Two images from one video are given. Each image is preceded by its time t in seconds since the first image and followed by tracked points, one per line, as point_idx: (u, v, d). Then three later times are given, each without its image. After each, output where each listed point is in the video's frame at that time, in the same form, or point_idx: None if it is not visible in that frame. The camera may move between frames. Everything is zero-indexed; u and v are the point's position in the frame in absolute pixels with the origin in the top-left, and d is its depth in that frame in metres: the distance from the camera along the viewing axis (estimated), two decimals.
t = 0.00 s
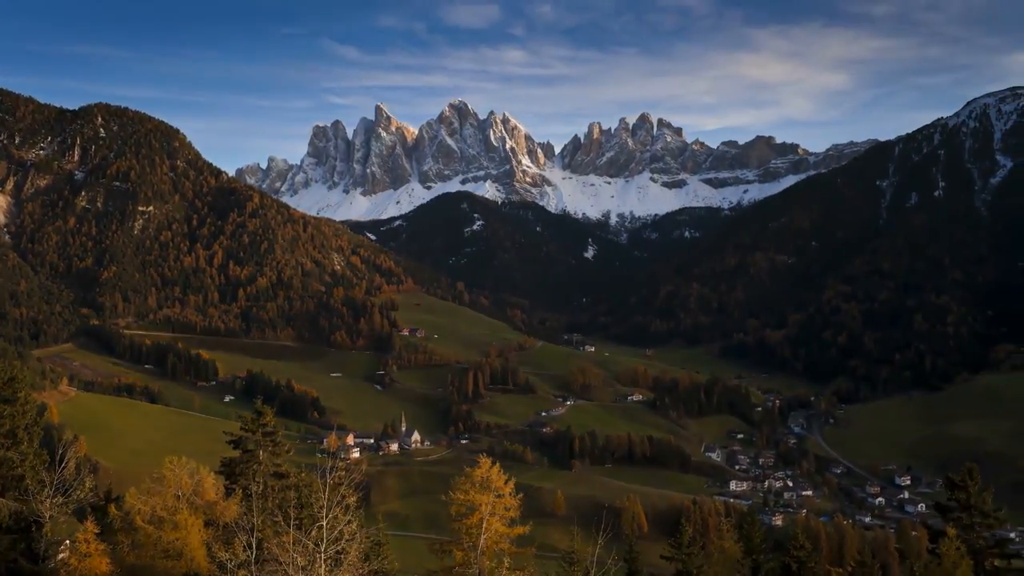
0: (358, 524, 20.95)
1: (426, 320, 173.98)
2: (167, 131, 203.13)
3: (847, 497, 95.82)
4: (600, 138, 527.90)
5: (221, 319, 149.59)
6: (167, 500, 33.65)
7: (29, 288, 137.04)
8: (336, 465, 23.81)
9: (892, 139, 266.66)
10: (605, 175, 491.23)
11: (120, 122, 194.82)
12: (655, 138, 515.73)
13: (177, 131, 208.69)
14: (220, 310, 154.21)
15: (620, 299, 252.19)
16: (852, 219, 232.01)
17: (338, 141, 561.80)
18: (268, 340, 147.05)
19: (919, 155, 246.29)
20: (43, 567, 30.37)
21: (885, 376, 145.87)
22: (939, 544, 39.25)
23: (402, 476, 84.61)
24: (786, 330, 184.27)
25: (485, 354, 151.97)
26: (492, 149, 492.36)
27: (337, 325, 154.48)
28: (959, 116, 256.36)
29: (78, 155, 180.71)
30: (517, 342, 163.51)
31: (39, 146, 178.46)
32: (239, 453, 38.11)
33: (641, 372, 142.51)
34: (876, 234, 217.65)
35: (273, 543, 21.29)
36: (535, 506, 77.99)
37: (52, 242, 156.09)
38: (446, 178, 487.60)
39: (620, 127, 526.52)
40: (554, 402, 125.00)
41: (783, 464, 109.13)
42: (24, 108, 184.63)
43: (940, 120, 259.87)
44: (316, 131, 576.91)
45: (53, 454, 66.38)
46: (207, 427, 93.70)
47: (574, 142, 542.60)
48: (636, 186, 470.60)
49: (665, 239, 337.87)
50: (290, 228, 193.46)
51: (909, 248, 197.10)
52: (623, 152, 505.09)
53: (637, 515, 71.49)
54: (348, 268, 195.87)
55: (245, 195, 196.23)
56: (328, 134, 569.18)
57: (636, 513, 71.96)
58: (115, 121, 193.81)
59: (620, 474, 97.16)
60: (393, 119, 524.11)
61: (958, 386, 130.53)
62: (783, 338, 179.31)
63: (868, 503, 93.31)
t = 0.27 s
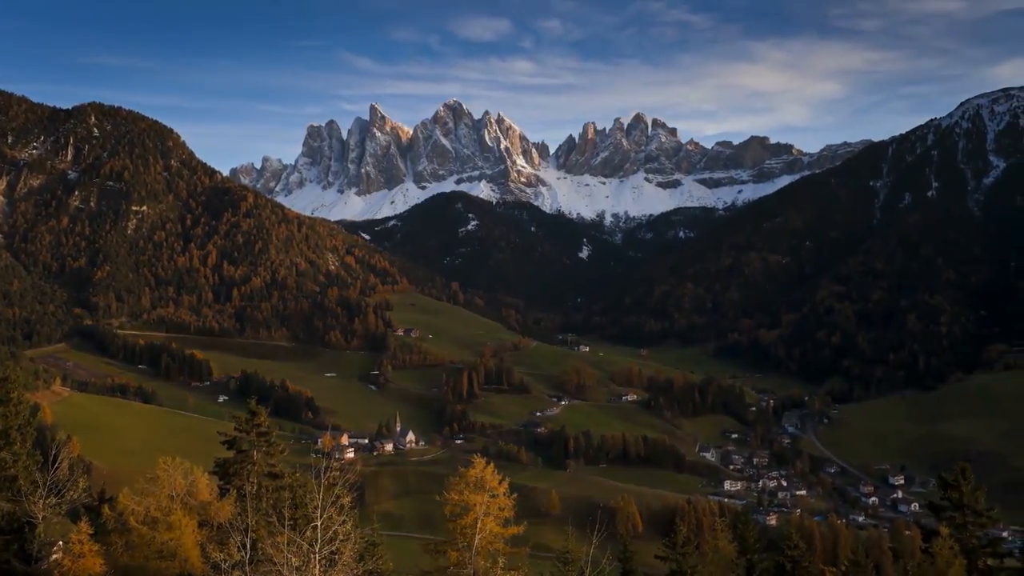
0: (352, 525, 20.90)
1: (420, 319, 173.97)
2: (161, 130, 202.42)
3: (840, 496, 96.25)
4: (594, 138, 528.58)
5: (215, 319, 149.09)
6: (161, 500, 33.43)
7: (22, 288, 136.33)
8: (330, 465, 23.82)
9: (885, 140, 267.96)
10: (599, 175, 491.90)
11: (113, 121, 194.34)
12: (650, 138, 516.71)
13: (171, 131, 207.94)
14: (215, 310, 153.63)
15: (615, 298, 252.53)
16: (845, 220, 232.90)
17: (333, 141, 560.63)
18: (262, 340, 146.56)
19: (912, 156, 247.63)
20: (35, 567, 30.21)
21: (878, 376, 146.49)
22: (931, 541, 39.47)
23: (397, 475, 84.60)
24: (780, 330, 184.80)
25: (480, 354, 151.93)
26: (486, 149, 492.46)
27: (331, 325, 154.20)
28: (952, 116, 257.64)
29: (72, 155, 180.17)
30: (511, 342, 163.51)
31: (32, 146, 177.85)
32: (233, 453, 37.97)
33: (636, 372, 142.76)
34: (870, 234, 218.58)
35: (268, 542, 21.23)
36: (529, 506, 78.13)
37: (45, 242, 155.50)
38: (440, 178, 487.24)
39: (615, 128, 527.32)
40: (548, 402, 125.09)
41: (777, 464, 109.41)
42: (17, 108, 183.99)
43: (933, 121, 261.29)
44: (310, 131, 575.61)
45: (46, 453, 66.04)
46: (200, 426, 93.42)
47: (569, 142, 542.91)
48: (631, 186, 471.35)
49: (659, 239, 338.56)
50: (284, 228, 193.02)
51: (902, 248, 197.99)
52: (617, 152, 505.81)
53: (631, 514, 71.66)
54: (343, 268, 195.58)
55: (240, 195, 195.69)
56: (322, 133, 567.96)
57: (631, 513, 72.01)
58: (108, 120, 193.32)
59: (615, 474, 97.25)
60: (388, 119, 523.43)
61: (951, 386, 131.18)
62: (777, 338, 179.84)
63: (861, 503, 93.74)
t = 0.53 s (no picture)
0: (348, 526, 20.85)
1: (417, 319, 173.89)
2: (158, 130, 202.11)
3: (837, 496, 96.42)
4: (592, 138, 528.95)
5: (212, 319, 148.83)
6: (158, 500, 33.37)
7: (19, 288, 136.01)
8: (327, 465, 23.74)
9: (882, 140, 268.58)
10: (597, 175, 492.21)
11: (110, 121, 194.01)
12: (647, 138, 517.32)
13: (168, 130, 207.60)
14: (211, 310, 153.33)
15: (612, 298, 252.64)
16: (842, 220, 233.32)
17: (330, 141, 559.99)
18: (259, 340, 146.37)
19: (909, 156, 248.20)
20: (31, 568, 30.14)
21: (875, 376, 146.72)
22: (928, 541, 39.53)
23: (394, 475, 84.57)
24: (777, 330, 185.03)
25: (477, 354, 151.95)
26: (484, 149, 492.45)
27: (328, 325, 153.99)
28: (948, 117, 258.30)
29: (68, 155, 179.90)
30: (508, 342, 163.47)
31: (28, 145, 177.52)
32: (230, 453, 37.89)
33: (633, 372, 142.85)
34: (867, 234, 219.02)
35: (265, 543, 21.15)
36: (526, 506, 78.16)
37: (42, 242, 155.17)
38: (438, 178, 487.07)
39: (613, 128, 527.74)
40: (546, 402, 125.12)
41: (774, 464, 109.50)
42: (13, 107, 183.63)
43: (930, 121, 261.95)
44: (307, 131, 574.89)
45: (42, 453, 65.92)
46: (196, 427, 93.27)
47: (567, 142, 542.99)
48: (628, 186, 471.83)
49: (656, 240, 338.78)
50: (281, 228, 192.76)
51: (899, 248, 198.37)
52: (614, 152, 506.25)
53: (629, 514, 71.63)
54: (340, 268, 195.37)
55: (237, 195, 195.42)
56: (320, 133, 567.22)
57: (628, 512, 71.99)
58: (105, 120, 193.03)
59: (612, 473, 97.30)
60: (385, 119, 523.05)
61: (948, 386, 131.48)
62: (774, 338, 180.04)
63: (858, 502, 93.91)
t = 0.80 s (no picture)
0: (348, 526, 20.80)
1: (417, 319, 173.88)
2: (158, 130, 202.09)
3: (837, 496, 96.51)
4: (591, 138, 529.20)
5: (212, 318, 148.71)
6: (157, 501, 33.34)
7: (18, 288, 135.95)
8: (326, 464, 23.69)
9: (882, 140, 268.74)
10: (596, 175, 492.30)
11: (110, 121, 194.03)
12: (647, 138, 517.63)
13: (167, 131, 207.57)
14: (211, 310, 153.20)
15: (612, 298, 252.61)
16: (842, 220, 233.37)
17: (329, 140, 559.80)
18: (258, 340, 146.31)
19: (908, 156, 248.30)
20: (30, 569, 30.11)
21: (875, 376, 146.76)
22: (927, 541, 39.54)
23: (393, 475, 84.59)
24: (777, 329, 185.03)
25: (477, 354, 151.94)
26: (483, 149, 492.60)
27: (328, 325, 153.95)
28: (948, 117, 258.47)
29: (68, 155, 179.87)
30: (508, 342, 163.43)
31: (28, 146, 177.56)
32: (229, 453, 37.86)
33: (632, 372, 142.87)
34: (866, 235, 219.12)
35: (264, 543, 21.12)
36: (526, 506, 78.20)
37: (41, 242, 155.17)
38: (437, 178, 487.04)
39: (612, 128, 527.97)
40: (545, 402, 125.13)
41: (773, 464, 109.47)
42: (13, 107, 183.65)
43: (929, 121, 262.13)
44: (307, 131, 574.65)
45: (42, 453, 65.98)
46: (196, 427, 93.20)
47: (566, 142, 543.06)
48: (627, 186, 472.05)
49: (656, 240, 338.76)
50: (280, 228, 192.76)
51: (898, 248, 198.45)
52: (614, 152, 506.51)
53: (628, 514, 71.65)
54: (339, 268, 195.32)
55: (236, 195, 195.41)
56: (319, 133, 567.11)
57: (627, 512, 71.92)
58: (105, 120, 193.06)
59: (612, 473, 97.33)
60: (385, 119, 523.01)
61: (947, 386, 131.54)
62: (773, 338, 180.05)
63: (858, 502, 93.93)
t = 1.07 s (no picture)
0: (347, 526, 20.81)
1: (417, 319, 173.82)
2: (158, 130, 202.07)
3: (837, 496, 96.57)
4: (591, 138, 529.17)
5: (212, 318, 148.64)
6: (157, 501, 33.38)
7: (18, 287, 135.94)
8: (326, 464, 23.68)
9: (882, 140, 268.86)
10: (596, 175, 492.31)
11: (109, 121, 194.05)
12: (647, 138, 517.57)
13: (167, 131, 207.52)
14: (211, 310, 153.14)
15: (612, 298, 252.55)
16: (842, 220, 233.30)
17: (329, 140, 559.67)
18: (259, 339, 146.26)
19: (908, 156, 248.37)
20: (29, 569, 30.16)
21: (875, 375, 146.76)
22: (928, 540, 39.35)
23: (393, 475, 84.61)
24: (777, 329, 184.98)
25: (477, 354, 151.91)
26: (484, 149, 492.70)
27: (328, 325, 153.94)
28: (948, 117, 258.40)
29: (68, 155, 179.88)
30: (508, 342, 163.36)
31: (28, 146, 177.63)
32: (229, 453, 37.84)
33: (632, 372, 142.86)
34: (866, 235, 219.08)
35: (264, 543, 21.12)
36: (526, 506, 78.21)
37: (41, 242, 155.21)
38: (437, 178, 487.00)
39: (613, 128, 527.92)
40: (545, 402, 125.13)
41: (773, 464, 109.47)
42: (13, 107, 183.69)
43: (929, 121, 262.24)
44: (307, 131, 574.48)
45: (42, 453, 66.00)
46: (196, 427, 93.19)
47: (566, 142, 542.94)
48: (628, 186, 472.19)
49: (656, 240, 338.66)
50: (280, 228, 192.72)
51: (898, 248, 198.43)
52: (614, 152, 506.52)
53: (628, 514, 71.68)
54: (339, 268, 195.24)
55: (236, 195, 195.39)
56: (319, 134, 567.01)
57: (627, 513, 71.89)
58: (105, 120, 193.07)
59: (612, 473, 97.31)
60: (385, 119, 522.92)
61: (947, 386, 131.52)
62: (774, 338, 180.05)
63: (858, 502, 93.98)
